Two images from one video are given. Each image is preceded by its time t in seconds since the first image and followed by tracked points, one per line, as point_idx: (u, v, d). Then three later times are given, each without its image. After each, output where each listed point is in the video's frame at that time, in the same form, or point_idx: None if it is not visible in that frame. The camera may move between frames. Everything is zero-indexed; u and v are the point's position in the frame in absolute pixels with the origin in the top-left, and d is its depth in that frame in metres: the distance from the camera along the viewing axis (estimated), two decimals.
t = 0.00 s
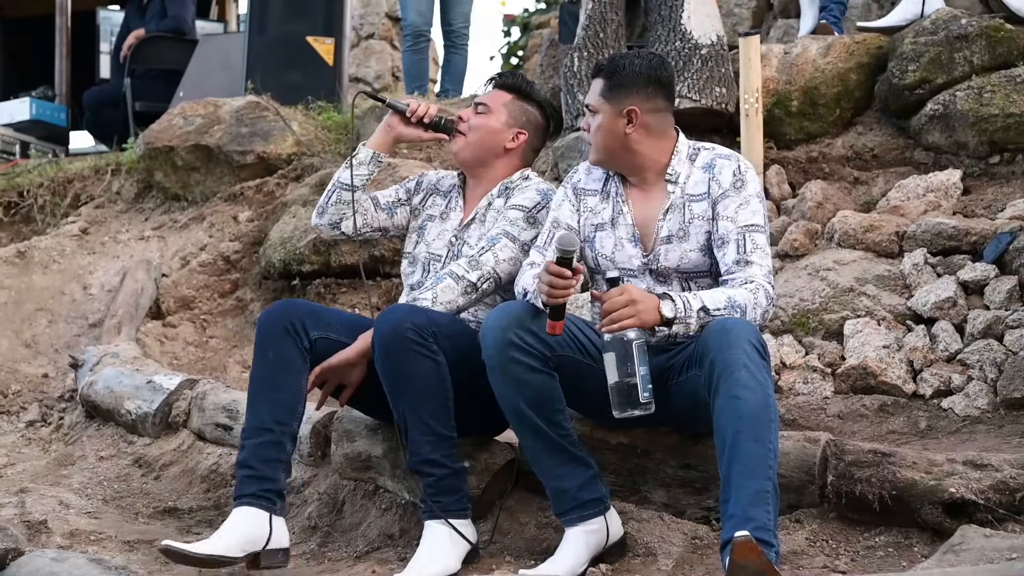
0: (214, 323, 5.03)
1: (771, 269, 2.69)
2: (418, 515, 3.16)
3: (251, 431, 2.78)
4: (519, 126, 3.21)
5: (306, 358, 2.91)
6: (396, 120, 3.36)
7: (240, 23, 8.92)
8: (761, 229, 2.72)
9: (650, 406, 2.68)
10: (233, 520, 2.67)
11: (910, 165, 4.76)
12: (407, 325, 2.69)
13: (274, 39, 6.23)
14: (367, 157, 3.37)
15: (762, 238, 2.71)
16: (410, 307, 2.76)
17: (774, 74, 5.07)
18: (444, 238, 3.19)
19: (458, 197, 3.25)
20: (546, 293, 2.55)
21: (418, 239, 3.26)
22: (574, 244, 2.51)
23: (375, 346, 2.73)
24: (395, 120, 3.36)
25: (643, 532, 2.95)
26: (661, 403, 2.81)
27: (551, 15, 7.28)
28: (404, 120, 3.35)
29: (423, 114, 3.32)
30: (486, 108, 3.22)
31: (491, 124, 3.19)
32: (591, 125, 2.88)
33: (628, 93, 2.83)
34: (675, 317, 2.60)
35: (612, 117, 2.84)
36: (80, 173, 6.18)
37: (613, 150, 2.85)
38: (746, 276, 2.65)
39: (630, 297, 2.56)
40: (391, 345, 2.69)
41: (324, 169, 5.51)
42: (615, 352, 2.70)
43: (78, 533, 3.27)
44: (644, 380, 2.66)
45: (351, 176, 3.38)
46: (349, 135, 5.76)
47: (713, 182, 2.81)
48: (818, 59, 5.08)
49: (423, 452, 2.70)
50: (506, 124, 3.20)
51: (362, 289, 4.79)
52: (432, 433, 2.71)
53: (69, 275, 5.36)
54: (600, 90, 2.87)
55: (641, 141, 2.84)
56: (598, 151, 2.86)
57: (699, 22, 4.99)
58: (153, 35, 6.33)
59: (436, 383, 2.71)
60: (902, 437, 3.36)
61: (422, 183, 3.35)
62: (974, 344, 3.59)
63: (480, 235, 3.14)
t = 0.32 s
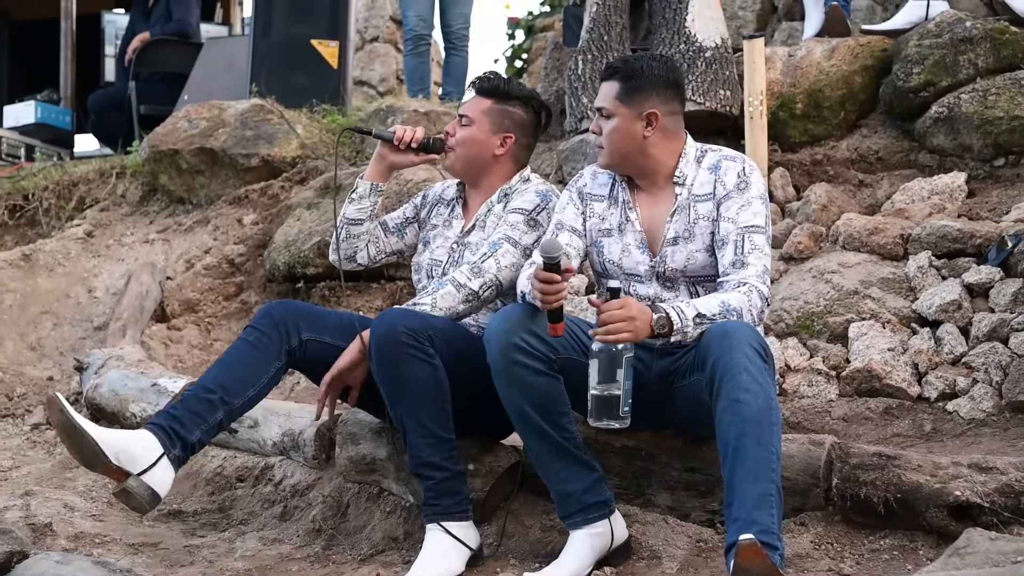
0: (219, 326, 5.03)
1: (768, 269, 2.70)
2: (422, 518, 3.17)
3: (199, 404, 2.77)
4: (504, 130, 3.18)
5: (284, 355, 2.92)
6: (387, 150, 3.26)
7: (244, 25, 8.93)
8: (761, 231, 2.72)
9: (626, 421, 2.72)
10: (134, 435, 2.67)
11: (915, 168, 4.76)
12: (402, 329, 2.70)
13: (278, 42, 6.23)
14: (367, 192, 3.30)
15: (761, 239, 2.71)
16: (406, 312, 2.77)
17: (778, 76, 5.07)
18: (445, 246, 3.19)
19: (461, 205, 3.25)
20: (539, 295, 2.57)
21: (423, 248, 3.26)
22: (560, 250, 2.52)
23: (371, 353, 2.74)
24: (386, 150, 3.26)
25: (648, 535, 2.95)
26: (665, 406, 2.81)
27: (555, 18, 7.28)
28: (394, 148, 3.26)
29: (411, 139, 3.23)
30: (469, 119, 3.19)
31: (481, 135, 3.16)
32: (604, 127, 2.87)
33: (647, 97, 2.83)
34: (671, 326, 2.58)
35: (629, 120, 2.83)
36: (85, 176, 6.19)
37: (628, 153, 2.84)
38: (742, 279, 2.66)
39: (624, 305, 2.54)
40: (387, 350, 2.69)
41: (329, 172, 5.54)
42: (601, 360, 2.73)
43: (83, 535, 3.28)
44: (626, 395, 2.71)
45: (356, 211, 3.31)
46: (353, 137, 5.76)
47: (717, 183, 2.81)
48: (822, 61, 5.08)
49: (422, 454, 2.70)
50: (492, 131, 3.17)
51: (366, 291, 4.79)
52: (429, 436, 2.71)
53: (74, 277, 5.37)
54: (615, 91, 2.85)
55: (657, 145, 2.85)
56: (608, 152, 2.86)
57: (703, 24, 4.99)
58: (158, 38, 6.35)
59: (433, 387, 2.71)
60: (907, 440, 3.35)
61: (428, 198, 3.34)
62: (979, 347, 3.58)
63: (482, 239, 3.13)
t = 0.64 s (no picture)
0: (227, 327, 5.03)
1: (773, 265, 2.70)
2: (430, 518, 3.17)
3: (274, 430, 2.82)
4: (522, 149, 3.11)
5: (307, 352, 2.92)
6: (393, 160, 3.13)
7: (252, 26, 8.94)
8: (767, 228, 2.72)
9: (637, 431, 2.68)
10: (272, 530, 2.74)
11: (923, 167, 4.75)
12: (435, 327, 2.68)
13: (285, 42, 6.24)
14: (371, 199, 3.18)
15: (766, 236, 2.70)
16: (439, 308, 2.75)
17: (786, 76, 5.06)
18: (449, 250, 3.16)
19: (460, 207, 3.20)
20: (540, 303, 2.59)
21: (419, 249, 3.22)
22: (557, 263, 2.51)
23: (400, 343, 2.73)
24: (392, 160, 3.13)
25: (656, 535, 2.95)
26: (673, 407, 2.81)
27: (562, 18, 7.28)
28: (401, 158, 3.14)
29: (422, 149, 3.13)
30: (489, 136, 3.08)
31: (500, 157, 3.09)
32: (614, 134, 2.82)
33: (659, 104, 2.80)
34: (676, 330, 2.59)
35: (642, 127, 2.80)
36: (94, 176, 6.20)
37: (641, 159, 2.82)
38: (747, 278, 2.66)
39: (627, 314, 2.55)
40: (419, 342, 2.69)
41: (336, 172, 5.55)
42: (608, 372, 2.70)
43: (92, 535, 3.28)
44: (637, 406, 2.67)
45: (355, 216, 3.18)
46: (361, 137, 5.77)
47: (723, 181, 2.81)
48: (830, 61, 5.07)
49: (440, 454, 2.70)
50: (510, 150, 3.10)
51: (375, 292, 4.80)
52: (450, 435, 2.71)
53: (82, 278, 5.38)
54: (626, 98, 2.80)
55: (668, 151, 2.83)
56: (618, 160, 2.82)
57: (710, 24, 4.99)
58: (166, 39, 6.35)
59: (459, 387, 2.71)
60: (915, 440, 3.35)
61: (419, 192, 3.25)
62: (987, 347, 3.58)
63: (492, 244, 3.13)
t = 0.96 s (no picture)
0: (239, 326, 5.04)
1: (789, 265, 2.70)
2: (443, 517, 3.18)
3: (327, 446, 2.87)
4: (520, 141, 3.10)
5: (337, 367, 2.89)
6: (399, 180, 2.95)
7: (264, 26, 8.96)
8: (782, 227, 2.71)
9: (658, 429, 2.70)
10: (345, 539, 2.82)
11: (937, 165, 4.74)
12: (467, 323, 2.70)
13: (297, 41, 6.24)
14: (378, 222, 3.04)
15: (782, 235, 2.70)
16: (470, 305, 2.77)
17: (799, 74, 5.05)
18: (449, 255, 3.12)
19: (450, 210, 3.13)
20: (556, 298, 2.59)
21: (414, 257, 3.14)
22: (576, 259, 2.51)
23: (429, 338, 2.73)
24: (399, 180, 2.95)
25: (668, 534, 2.95)
26: (687, 407, 2.80)
27: (574, 17, 7.28)
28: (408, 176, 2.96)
29: (430, 163, 2.94)
30: (494, 135, 3.03)
31: (506, 155, 3.06)
32: (637, 151, 2.76)
33: (681, 117, 2.76)
34: (691, 328, 2.60)
35: (666, 142, 2.76)
36: (107, 176, 6.23)
37: (664, 173, 2.79)
38: (763, 279, 2.65)
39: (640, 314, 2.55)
40: (449, 338, 2.69)
41: (348, 171, 5.56)
42: (624, 372, 2.72)
43: (106, 534, 3.29)
44: (656, 404, 2.66)
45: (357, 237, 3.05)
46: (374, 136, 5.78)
47: (737, 180, 2.80)
48: (843, 59, 5.06)
49: (462, 451, 2.70)
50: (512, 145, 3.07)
51: (388, 292, 4.80)
52: (473, 434, 2.71)
53: (96, 277, 5.39)
54: (650, 115, 2.73)
55: (688, 160, 2.82)
56: (642, 177, 2.79)
57: (723, 23, 4.97)
58: (179, 38, 6.37)
59: (486, 385, 2.72)
60: (929, 439, 3.33)
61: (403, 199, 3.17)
62: (1001, 346, 3.57)
63: (497, 244, 3.09)
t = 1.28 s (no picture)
0: (253, 326, 5.05)
1: (802, 264, 2.69)
2: (456, 516, 3.19)
3: (338, 448, 2.87)
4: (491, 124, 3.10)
5: (350, 370, 2.89)
6: (388, 198, 2.92)
7: (278, 26, 8.98)
8: (795, 226, 2.70)
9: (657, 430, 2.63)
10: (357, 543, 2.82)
11: (951, 164, 4.72)
12: (481, 323, 2.70)
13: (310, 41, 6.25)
14: (377, 244, 2.98)
15: (795, 234, 2.69)
16: (482, 305, 2.77)
17: (812, 73, 5.04)
18: (447, 261, 3.10)
19: (440, 211, 3.11)
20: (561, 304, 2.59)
21: (412, 267, 3.12)
22: (578, 270, 2.52)
23: (443, 339, 2.73)
24: (388, 198, 2.92)
25: (682, 534, 2.94)
26: (701, 407, 2.79)
27: (586, 17, 7.28)
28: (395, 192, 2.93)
29: (414, 172, 2.91)
30: (466, 125, 3.03)
31: (484, 140, 3.05)
32: (668, 155, 2.73)
33: (709, 116, 2.74)
34: (702, 327, 2.59)
35: (697, 143, 2.74)
36: (122, 177, 6.26)
37: (693, 172, 2.78)
38: (775, 279, 2.64)
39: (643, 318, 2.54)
40: (463, 338, 2.69)
41: (362, 171, 5.57)
42: (628, 375, 2.70)
43: (121, 533, 3.30)
44: (657, 407, 2.64)
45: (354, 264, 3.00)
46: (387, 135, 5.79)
47: (751, 179, 2.79)
48: (857, 58, 5.04)
49: (475, 451, 2.70)
50: (485, 129, 3.07)
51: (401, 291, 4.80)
52: (486, 434, 2.71)
53: (110, 277, 5.41)
54: (681, 118, 2.69)
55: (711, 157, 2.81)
56: (674, 180, 2.77)
57: (737, 21, 4.96)
58: (192, 39, 6.39)
59: (499, 386, 2.72)
60: (944, 439, 3.31)
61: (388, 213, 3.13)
62: (1017, 345, 3.55)
63: (494, 244, 3.09)
